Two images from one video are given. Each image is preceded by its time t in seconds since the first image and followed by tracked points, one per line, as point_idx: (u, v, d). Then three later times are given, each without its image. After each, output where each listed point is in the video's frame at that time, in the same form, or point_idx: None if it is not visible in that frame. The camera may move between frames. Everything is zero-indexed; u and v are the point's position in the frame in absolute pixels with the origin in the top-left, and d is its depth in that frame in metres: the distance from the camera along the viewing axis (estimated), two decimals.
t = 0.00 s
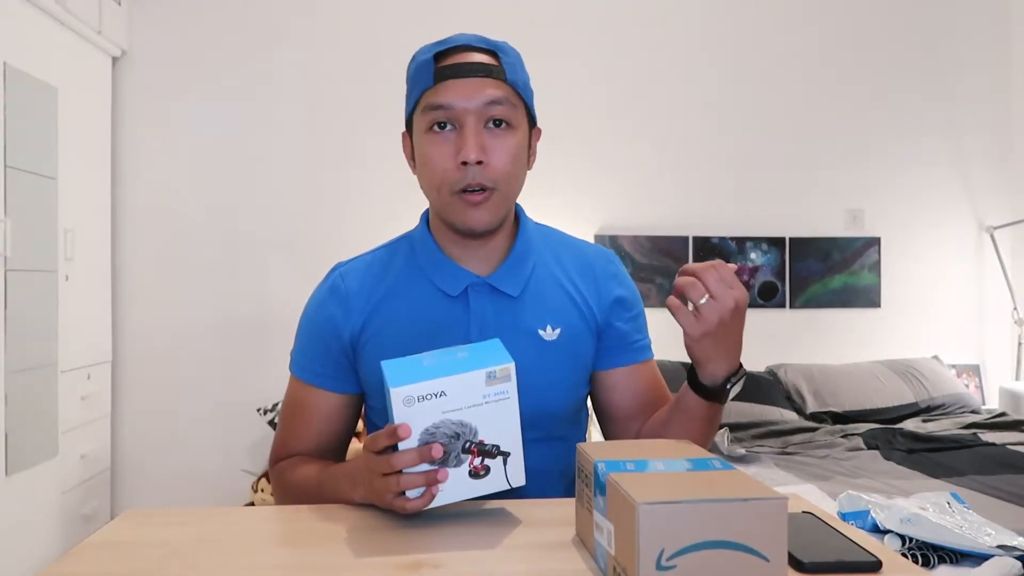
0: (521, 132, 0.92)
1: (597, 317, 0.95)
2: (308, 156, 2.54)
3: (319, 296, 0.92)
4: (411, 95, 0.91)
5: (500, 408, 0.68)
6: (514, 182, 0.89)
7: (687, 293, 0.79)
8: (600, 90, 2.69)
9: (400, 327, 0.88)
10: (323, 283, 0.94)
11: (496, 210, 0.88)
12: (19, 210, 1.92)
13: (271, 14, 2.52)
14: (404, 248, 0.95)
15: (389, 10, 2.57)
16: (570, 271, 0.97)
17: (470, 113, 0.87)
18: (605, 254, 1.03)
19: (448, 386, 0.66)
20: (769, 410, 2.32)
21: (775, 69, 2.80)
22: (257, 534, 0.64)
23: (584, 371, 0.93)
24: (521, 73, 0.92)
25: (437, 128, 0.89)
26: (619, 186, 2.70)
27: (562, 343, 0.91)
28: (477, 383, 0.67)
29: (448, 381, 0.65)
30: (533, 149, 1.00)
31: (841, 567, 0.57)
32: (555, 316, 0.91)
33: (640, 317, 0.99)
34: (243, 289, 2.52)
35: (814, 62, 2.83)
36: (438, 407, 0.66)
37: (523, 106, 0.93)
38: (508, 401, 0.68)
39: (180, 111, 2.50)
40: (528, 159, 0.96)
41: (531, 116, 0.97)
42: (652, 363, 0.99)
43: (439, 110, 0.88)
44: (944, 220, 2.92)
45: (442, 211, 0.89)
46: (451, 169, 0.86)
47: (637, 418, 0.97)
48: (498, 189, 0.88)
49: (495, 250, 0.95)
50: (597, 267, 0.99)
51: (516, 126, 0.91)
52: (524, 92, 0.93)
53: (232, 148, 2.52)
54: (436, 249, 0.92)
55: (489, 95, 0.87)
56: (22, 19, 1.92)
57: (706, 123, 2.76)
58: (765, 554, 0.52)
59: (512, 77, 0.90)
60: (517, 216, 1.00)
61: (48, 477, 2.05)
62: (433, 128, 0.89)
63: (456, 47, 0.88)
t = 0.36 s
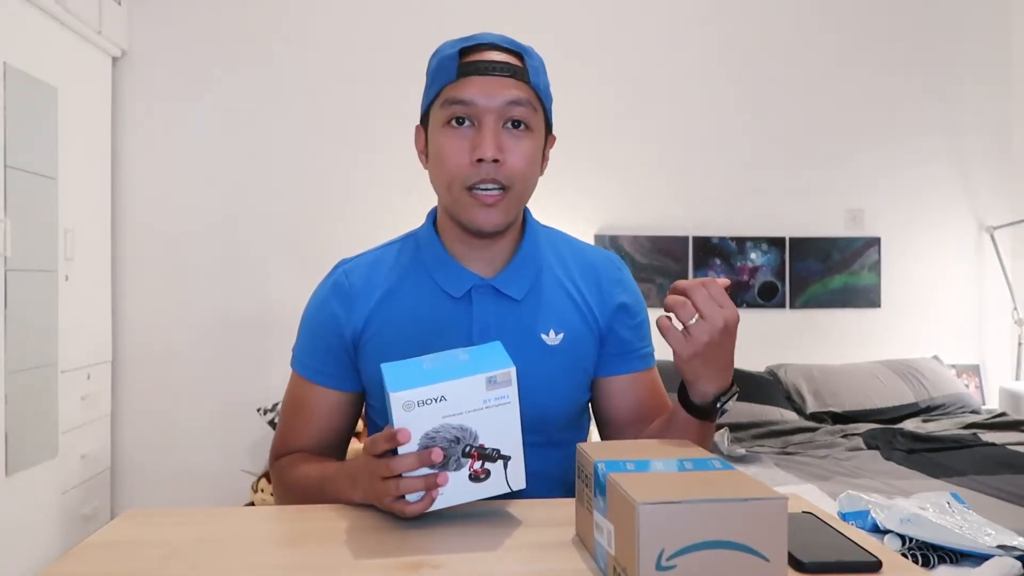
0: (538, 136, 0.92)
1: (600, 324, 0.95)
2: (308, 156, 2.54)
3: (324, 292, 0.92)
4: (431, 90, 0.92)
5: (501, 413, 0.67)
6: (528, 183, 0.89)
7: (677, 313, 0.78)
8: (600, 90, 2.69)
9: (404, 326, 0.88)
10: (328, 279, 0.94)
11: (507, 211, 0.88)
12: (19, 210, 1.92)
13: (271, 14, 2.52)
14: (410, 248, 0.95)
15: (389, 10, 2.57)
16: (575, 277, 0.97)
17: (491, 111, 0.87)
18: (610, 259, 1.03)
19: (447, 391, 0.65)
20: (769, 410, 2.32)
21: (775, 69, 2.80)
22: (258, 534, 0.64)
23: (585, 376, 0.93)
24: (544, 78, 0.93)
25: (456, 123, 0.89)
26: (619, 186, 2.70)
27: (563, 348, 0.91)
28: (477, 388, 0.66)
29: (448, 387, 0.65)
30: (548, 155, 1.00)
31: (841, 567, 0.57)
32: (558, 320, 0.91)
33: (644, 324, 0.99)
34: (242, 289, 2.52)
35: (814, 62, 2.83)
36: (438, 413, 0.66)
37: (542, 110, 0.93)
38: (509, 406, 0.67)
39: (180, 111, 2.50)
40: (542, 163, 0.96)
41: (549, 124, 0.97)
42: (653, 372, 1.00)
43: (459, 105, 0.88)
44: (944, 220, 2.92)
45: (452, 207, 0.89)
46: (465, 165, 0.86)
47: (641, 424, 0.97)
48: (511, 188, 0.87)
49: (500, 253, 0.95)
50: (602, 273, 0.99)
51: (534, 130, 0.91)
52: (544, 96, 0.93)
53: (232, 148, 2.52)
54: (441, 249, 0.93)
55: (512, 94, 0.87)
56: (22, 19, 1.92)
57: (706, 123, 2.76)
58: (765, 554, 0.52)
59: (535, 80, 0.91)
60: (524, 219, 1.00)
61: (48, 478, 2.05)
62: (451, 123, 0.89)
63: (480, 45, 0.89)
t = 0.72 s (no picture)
0: (538, 135, 0.92)
1: (602, 325, 0.96)
2: (308, 156, 2.54)
3: (325, 294, 0.92)
4: (428, 93, 0.92)
5: (489, 407, 0.67)
6: (529, 184, 0.89)
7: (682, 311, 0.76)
8: (600, 90, 2.69)
9: (405, 327, 0.89)
10: (330, 281, 0.94)
11: (509, 212, 0.89)
12: (19, 210, 1.92)
13: (271, 14, 2.52)
14: (411, 249, 0.95)
15: (389, 10, 2.57)
16: (577, 277, 0.97)
17: (490, 113, 0.87)
18: (612, 259, 1.03)
19: (432, 388, 0.65)
20: (769, 410, 2.32)
21: (775, 69, 2.80)
22: (258, 535, 0.64)
23: (588, 376, 0.93)
24: (541, 77, 0.93)
25: (455, 126, 0.89)
26: (618, 186, 2.70)
27: (566, 348, 0.91)
28: (463, 383, 0.65)
29: (432, 383, 0.65)
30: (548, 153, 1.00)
31: (842, 567, 0.57)
32: (561, 321, 0.91)
33: (646, 325, 1.00)
34: (242, 290, 2.52)
35: (814, 62, 2.83)
36: (426, 410, 0.65)
37: (541, 109, 0.93)
38: (496, 399, 0.67)
39: (180, 111, 2.50)
40: (543, 162, 0.96)
41: (548, 121, 0.97)
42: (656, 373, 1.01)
43: (458, 108, 0.88)
44: (943, 220, 2.92)
45: (453, 209, 0.89)
46: (466, 167, 0.86)
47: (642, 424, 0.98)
48: (512, 190, 0.88)
49: (503, 253, 0.95)
50: (604, 273, 0.99)
51: (533, 129, 0.91)
52: (542, 95, 0.93)
53: (232, 148, 2.52)
54: (442, 249, 0.93)
55: (510, 96, 0.87)
56: (22, 18, 1.91)
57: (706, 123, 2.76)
58: (765, 554, 0.52)
59: (533, 79, 0.90)
60: (526, 219, 1.00)
61: (48, 478, 2.05)
62: (451, 126, 0.89)
63: (477, 47, 0.89)
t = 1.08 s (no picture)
0: (545, 135, 0.92)
1: (606, 325, 0.95)
2: (308, 156, 2.54)
3: (330, 293, 0.93)
4: (435, 94, 0.92)
5: (203, 277, 0.62)
6: (536, 184, 0.89)
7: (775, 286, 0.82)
8: (601, 90, 2.69)
9: (408, 326, 0.89)
10: (334, 280, 0.95)
11: (516, 212, 0.89)
12: (19, 210, 1.92)
13: (271, 15, 2.52)
14: (415, 249, 0.95)
15: (389, 10, 2.57)
16: (581, 276, 0.97)
17: (498, 114, 0.87)
18: (615, 259, 1.03)
19: (137, 284, 0.62)
20: (769, 410, 2.32)
21: (775, 70, 2.80)
22: (259, 535, 0.64)
23: (591, 375, 0.93)
24: (547, 78, 0.93)
25: (463, 126, 0.89)
26: (619, 185, 2.70)
27: (570, 348, 0.91)
28: (161, 266, 0.62)
29: (133, 279, 0.62)
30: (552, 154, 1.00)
31: (842, 567, 0.57)
32: (565, 320, 0.91)
33: (649, 323, 1.00)
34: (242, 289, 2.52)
35: (814, 62, 2.83)
36: (145, 307, 0.62)
37: (546, 109, 0.93)
38: (206, 268, 0.62)
39: (180, 111, 2.50)
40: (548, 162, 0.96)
41: (553, 122, 0.97)
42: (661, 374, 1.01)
43: (467, 108, 0.88)
44: (943, 220, 2.92)
45: (461, 208, 0.89)
46: (475, 167, 0.86)
47: (649, 428, 0.98)
48: (519, 190, 0.88)
49: (507, 253, 0.95)
50: (607, 273, 0.99)
51: (540, 129, 0.91)
52: (548, 95, 0.94)
53: (232, 147, 2.52)
54: (447, 249, 0.93)
55: (519, 97, 0.88)
56: (22, 18, 1.91)
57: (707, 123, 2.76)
58: (765, 554, 0.52)
59: (539, 80, 0.91)
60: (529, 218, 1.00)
61: (48, 478, 2.05)
62: (459, 127, 0.89)
63: (485, 48, 0.89)
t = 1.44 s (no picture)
0: (538, 132, 0.92)
1: (605, 325, 0.95)
2: (308, 156, 2.54)
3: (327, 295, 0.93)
4: (428, 93, 0.92)
5: (168, 271, 0.66)
6: (530, 181, 0.89)
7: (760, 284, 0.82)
8: (600, 90, 2.69)
9: (406, 326, 0.89)
10: (331, 282, 0.95)
11: (511, 208, 0.88)
12: (19, 210, 1.92)
13: (271, 14, 2.52)
14: (412, 251, 0.95)
15: (389, 10, 2.57)
16: (579, 277, 0.97)
17: (491, 110, 0.88)
18: (614, 259, 1.03)
19: (102, 291, 0.65)
20: (769, 410, 2.32)
21: (775, 70, 2.80)
22: (259, 535, 0.64)
23: (590, 376, 0.93)
24: (539, 74, 0.93)
25: (456, 124, 0.89)
26: (619, 185, 2.70)
27: (569, 349, 0.90)
28: (123, 269, 0.65)
29: (98, 286, 0.65)
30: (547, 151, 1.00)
31: (842, 567, 0.57)
32: (563, 320, 0.91)
33: (648, 324, 1.00)
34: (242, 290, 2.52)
35: (814, 62, 2.83)
36: (114, 313, 0.66)
37: (540, 106, 0.94)
38: (167, 261, 0.66)
39: (180, 111, 2.50)
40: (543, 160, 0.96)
41: (547, 119, 0.97)
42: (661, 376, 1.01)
43: (459, 105, 0.88)
44: (943, 220, 2.92)
45: (457, 207, 0.89)
46: (469, 164, 0.86)
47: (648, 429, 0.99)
48: (514, 186, 0.88)
49: (505, 253, 0.95)
50: (606, 273, 0.99)
51: (534, 125, 0.91)
52: (541, 92, 0.94)
53: (232, 147, 2.52)
54: (445, 249, 0.93)
55: (511, 92, 0.88)
56: (22, 18, 1.91)
57: (706, 123, 2.76)
58: (764, 554, 0.52)
59: (531, 77, 0.91)
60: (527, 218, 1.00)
61: (48, 477, 2.05)
62: (452, 125, 0.89)
63: (476, 46, 0.89)
